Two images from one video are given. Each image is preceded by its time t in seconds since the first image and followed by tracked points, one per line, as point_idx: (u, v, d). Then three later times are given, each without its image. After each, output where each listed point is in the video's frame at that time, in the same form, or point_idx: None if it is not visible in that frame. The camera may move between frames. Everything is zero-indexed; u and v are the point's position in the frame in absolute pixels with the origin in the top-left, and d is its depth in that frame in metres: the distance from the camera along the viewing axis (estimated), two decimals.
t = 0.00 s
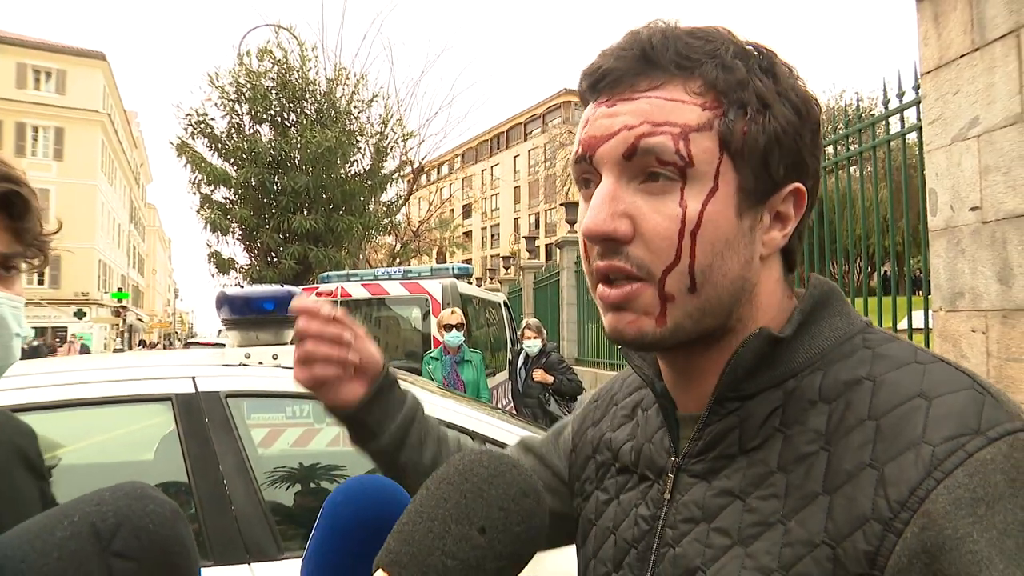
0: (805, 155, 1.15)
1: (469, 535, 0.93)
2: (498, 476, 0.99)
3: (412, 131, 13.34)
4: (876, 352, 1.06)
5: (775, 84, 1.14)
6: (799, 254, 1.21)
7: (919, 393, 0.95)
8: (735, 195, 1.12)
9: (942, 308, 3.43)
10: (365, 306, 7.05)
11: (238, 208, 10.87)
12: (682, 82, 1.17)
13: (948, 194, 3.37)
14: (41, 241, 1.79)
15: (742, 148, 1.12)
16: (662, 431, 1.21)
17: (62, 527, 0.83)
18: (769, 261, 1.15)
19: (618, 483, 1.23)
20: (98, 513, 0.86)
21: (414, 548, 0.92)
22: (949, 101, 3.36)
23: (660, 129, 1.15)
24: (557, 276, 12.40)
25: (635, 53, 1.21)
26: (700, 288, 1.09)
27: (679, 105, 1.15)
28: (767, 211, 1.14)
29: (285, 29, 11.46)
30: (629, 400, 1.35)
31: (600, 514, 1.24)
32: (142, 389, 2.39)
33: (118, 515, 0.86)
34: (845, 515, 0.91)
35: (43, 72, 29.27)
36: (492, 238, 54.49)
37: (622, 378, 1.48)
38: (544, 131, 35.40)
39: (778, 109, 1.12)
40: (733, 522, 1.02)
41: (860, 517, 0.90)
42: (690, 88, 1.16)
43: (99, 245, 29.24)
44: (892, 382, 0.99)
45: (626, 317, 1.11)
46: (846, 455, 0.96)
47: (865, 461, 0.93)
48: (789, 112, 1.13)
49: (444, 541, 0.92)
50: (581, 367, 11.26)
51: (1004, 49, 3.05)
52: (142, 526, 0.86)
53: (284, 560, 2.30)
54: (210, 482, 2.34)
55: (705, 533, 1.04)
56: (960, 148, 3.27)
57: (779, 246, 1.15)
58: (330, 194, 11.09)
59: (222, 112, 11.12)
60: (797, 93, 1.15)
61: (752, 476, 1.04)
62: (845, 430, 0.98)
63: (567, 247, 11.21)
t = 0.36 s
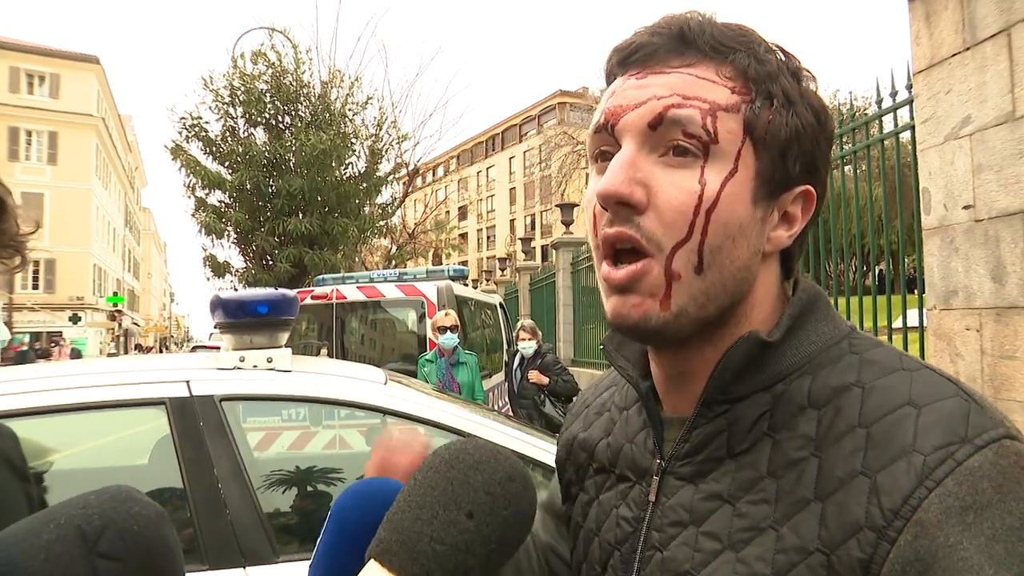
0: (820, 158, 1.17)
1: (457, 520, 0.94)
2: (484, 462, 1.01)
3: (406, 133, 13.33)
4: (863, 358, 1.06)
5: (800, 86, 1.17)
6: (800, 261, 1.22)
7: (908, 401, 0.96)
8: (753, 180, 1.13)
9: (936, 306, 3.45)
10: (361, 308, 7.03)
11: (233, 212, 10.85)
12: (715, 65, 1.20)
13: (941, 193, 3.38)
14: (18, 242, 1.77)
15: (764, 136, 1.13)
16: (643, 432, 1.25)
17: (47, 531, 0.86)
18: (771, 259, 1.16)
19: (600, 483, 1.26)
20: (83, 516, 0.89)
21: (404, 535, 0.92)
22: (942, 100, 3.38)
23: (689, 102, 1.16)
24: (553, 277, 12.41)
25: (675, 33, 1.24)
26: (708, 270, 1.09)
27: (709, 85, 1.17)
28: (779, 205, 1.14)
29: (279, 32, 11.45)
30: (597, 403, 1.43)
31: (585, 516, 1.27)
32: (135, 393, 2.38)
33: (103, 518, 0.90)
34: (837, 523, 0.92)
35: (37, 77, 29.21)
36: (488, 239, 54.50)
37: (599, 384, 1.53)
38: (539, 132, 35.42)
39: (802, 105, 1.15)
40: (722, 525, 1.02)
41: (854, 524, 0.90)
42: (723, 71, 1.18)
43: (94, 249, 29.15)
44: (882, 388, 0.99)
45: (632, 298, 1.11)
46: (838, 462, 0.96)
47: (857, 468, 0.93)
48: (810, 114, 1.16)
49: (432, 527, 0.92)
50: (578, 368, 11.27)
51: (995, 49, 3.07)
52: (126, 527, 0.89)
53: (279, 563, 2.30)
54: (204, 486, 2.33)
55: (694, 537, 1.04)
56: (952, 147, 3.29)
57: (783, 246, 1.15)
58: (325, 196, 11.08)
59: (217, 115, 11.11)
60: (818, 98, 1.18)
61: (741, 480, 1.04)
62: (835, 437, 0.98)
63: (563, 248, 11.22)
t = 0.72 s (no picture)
0: (777, 161, 1.17)
1: (438, 526, 0.93)
2: (464, 468, 1.00)
3: (401, 135, 13.32)
4: (847, 351, 1.06)
5: (752, 92, 1.16)
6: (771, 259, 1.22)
7: (891, 390, 0.96)
8: (713, 191, 1.12)
9: (929, 309, 3.46)
10: (354, 309, 7.01)
11: (227, 212, 10.80)
12: (665, 82, 1.19)
13: (933, 196, 3.40)
14: (12, 241, 1.75)
15: (719, 147, 1.13)
16: (635, 432, 1.25)
17: (33, 545, 0.82)
18: (741, 262, 1.15)
19: (596, 487, 1.26)
20: (71, 528, 0.84)
21: (386, 541, 0.91)
22: (934, 104, 3.39)
23: (643, 123, 1.16)
24: (547, 279, 12.42)
25: (621, 56, 1.23)
26: (680, 281, 1.09)
27: (661, 102, 1.17)
28: (741, 211, 1.14)
29: (273, 32, 11.42)
30: (591, 415, 1.43)
31: (583, 520, 1.26)
32: (124, 394, 2.36)
33: (91, 530, 0.85)
34: (825, 507, 0.91)
35: (29, 75, 29.03)
36: (482, 241, 54.51)
37: (596, 396, 1.53)
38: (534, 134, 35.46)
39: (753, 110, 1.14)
40: (714, 517, 1.02)
41: (840, 509, 0.90)
42: (672, 88, 1.18)
43: (86, 249, 28.99)
44: (866, 379, 0.99)
45: (605, 308, 1.11)
46: (825, 450, 0.95)
47: (843, 455, 0.93)
48: (764, 118, 1.15)
49: (413, 533, 0.92)
50: (571, 370, 11.27)
51: (987, 53, 3.09)
52: (114, 539, 0.85)
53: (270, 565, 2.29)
54: (195, 486, 2.32)
55: (686, 529, 1.04)
56: (944, 150, 3.30)
57: (752, 248, 1.15)
58: (319, 197, 11.05)
59: (210, 115, 11.06)
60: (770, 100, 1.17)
61: (730, 471, 1.04)
62: (821, 426, 0.98)
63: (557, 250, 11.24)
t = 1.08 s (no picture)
0: (769, 160, 1.16)
1: (441, 524, 0.93)
2: (467, 465, 1.00)
3: (405, 131, 13.32)
4: (857, 352, 1.05)
5: (738, 92, 1.15)
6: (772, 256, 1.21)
7: (902, 393, 0.95)
8: (706, 204, 1.12)
9: (935, 308, 3.44)
10: (358, 306, 7.00)
11: (231, 208, 10.82)
12: (648, 93, 1.17)
13: (940, 194, 3.38)
14: (23, 236, 1.76)
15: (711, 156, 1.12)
16: (641, 434, 1.25)
17: (41, 548, 0.83)
18: (742, 266, 1.15)
19: (603, 489, 1.26)
20: (79, 532, 0.85)
21: (388, 540, 0.90)
22: (941, 102, 3.37)
23: (631, 140, 1.14)
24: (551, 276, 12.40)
25: (601, 66, 1.21)
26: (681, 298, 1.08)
27: (646, 115, 1.15)
28: (737, 218, 1.14)
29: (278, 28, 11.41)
30: (596, 415, 1.42)
31: (591, 523, 1.26)
32: (132, 389, 2.37)
33: (100, 533, 0.85)
34: (837, 515, 0.91)
35: (34, 71, 29.12)
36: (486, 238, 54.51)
37: (600, 395, 1.52)
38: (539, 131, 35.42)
39: (741, 113, 1.13)
40: (722, 523, 1.01)
41: (853, 516, 0.89)
42: (657, 99, 1.16)
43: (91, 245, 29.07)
44: (877, 381, 0.98)
45: (609, 337, 1.10)
46: (836, 455, 0.95)
47: (854, 460, 0.93)
48: (753, 120, 1.14)
49: (416, 530, 0.91)
50: (575, 367, 11.27)
51: (995, 50, 3.06)
52: (122, 543, 0.85)
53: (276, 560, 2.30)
54: (201, 484, 2.32)
55: (694, 535, 1.04)
56: (951, 148, 3.28)
57: (751, 253, 1.15)
58: (323, 194, 11.06)
59: (215, 112, 11.07)
60: (759, 99, 1.16)
61: (741, 477, 1.03)
62: (832, 430, 0.97)
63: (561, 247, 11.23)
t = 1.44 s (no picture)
0: (785, 159, 1.15)
1: (432, 523, 0.92)
2: (460, 464, 1.00)
3: (406, 131, 13.32)
4: (860, 351, 1.05)
5: (757, 91, 1.14)
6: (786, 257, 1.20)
7: (904, 392, 0.95)
8: (719, 201, 1.12)
9: (936, 308, 3.44)
10: (359, 305, 6.98)
11: (232, 208, 10.82)
12: (667, 89, 1.17)
13: (942, 195, 3.37)
14: (25, 236, 1.75)
15: (726, 154, 1.11)
16: (645, 433, 1.25)
17: (44, 557, 0.82)
18: (752, 265, 1.15)
19: (605, 487, 1.25)
20: (83, 540, 0.85)
21: (380, 540, 0.89)
22: (943, 102, 3.36)
23: (647, 135, 1.14)
24: (552, 276, 12.40)
25: (620, 62, 1.21)
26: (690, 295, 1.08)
27: (663, 111, 1.15)
28: (749, 216, 1.13)
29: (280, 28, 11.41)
30: (603, 413, 1.42)
31: (591, 521, 1.25)
32: (135, 389, 2.37)
33: (104, 543, 0.85)
34: (834, 512, 0.90)
35: (36, 71, 29.16)
36: (488, 238, 54.52)
37: (608, 394, 1.52)
38: (540, 132, 35.43)
39: (759, 112, 1.12)
40: (720, 520, 1.01)
41: (850, 513, 0.89)
42: (674, 95, 1.16)
43: (92, 244, 29.09)
44: (879, 380, 0.98)
45: (616, 329, 1.11)
46: (835, 452, 0.94)
47: (853, 458, 0.92)
48: (771, 118, 1.13)
49: (408, 530, 0.91)
50: (576, 367, 11.27)
51: (997, 51, 3.06)
52: (127, 553, 0.85)
53: (276, 560, 2.29)
54: (201, 482, 2.32)
55: (693, 532, 1.03)
56: (953, 149, 3.28)
57: (763, 252, 1.14)
58: (324, 194, 11.06)
59: (216, 112, 11.07)
60: (777, 97, 1.15)
61: (737, 474, 1.03)
62: (832, 428, 0.97)
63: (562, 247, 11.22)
